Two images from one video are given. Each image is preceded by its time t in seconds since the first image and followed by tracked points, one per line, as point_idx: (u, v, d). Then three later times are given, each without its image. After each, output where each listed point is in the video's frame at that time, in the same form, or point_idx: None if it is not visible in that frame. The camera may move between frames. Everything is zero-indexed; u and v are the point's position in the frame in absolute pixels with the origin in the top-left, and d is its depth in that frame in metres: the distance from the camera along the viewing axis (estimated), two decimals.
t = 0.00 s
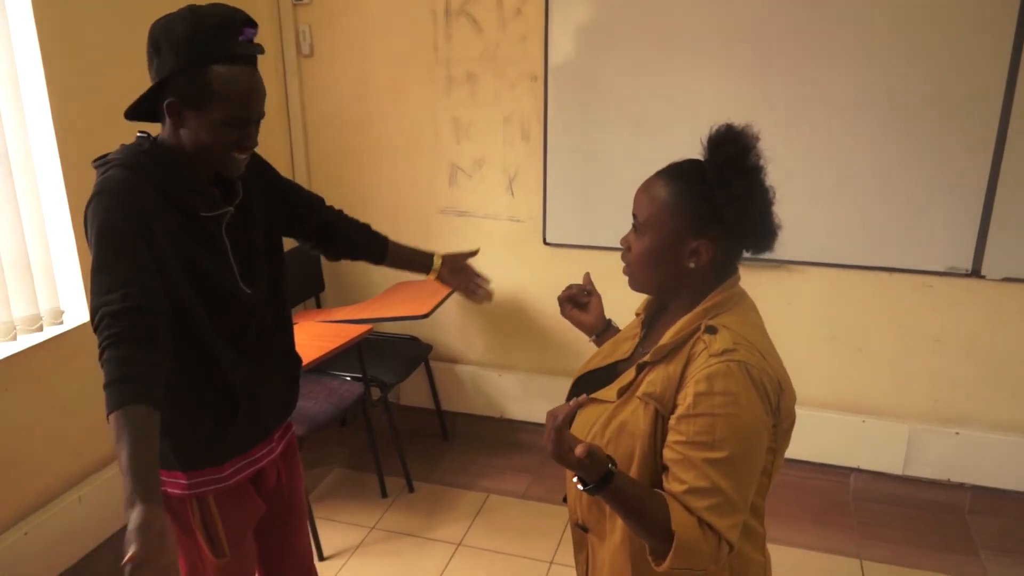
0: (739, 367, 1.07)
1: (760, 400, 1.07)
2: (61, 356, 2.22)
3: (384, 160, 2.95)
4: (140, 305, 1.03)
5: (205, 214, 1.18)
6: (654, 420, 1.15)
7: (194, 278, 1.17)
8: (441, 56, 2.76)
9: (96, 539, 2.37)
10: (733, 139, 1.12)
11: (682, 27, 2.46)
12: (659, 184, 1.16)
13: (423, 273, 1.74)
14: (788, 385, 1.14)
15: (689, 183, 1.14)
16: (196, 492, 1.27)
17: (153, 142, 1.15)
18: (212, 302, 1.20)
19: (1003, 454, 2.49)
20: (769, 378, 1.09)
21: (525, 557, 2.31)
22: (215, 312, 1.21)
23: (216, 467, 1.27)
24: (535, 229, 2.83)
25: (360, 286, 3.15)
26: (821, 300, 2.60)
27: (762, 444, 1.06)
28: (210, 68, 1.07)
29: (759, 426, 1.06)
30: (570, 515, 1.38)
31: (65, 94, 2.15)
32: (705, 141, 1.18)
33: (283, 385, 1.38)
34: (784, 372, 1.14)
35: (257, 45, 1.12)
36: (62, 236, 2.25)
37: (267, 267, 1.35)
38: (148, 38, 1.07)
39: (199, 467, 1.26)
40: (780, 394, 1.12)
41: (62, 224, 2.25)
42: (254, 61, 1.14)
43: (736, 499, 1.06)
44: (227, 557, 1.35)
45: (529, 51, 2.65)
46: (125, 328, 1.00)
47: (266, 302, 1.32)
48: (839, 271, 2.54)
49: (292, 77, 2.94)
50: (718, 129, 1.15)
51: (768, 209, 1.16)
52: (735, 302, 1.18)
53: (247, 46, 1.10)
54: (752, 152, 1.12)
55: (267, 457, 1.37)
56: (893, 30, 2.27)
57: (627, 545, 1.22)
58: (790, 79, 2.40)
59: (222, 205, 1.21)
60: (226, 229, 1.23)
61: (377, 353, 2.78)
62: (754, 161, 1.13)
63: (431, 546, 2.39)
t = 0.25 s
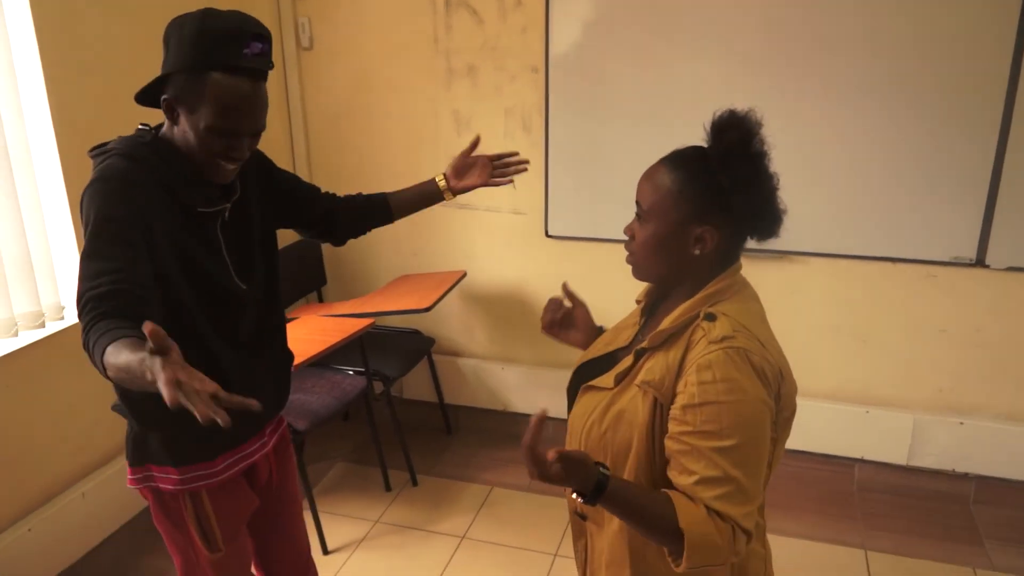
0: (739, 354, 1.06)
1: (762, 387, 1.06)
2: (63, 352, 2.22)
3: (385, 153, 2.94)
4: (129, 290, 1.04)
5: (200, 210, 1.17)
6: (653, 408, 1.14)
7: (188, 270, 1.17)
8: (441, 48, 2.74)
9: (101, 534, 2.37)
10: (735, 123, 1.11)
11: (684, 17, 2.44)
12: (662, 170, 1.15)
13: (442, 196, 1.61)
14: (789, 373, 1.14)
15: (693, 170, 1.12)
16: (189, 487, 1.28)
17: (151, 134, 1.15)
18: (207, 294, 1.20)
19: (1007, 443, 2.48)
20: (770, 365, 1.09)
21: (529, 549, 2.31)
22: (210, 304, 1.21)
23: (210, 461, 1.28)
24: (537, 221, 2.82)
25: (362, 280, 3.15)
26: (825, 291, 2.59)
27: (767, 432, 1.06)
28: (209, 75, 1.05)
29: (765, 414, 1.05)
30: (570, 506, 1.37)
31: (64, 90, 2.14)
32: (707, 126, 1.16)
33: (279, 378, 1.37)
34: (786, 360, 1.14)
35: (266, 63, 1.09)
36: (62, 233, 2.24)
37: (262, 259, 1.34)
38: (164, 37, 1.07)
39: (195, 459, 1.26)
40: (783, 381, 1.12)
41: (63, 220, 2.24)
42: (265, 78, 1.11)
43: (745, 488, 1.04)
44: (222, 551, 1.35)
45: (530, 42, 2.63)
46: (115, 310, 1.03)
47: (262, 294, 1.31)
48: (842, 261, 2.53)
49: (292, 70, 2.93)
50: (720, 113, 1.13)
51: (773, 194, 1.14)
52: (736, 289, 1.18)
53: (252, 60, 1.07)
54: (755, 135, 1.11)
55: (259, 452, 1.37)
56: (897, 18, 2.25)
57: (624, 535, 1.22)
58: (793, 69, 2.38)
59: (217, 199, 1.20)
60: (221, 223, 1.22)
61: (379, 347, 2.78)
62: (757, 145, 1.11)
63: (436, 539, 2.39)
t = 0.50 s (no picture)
0: (747, 359, 1.06)
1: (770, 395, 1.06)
2: (66, 340, 2.23)
3: (391, 147, 2.94)
4: (138, 294, 1.00)
5: (200, 206, 1.17)
6: (659, 410, 1.14)
7: (193, 265, 1.17)
8: (449, 43, 2.74)
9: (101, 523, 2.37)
10: (750, 124, 1.10)
11: (692, 14, 2.43)
12: (676, 170, 1.14)
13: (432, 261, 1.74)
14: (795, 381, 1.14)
15: (708, 170, 1.11)
16: (182, 478, 1.28)
17: (155, 127, 1.16)
18: (211, 289, 1.20)
19: (1011, 449, 2.47)
20: (778, 372, 1.08)
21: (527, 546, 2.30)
22: (210, 301, 1.20)
23: (204, 453, 1.28)
24: (542, 218, 2.81)
25: (366, 274, 3.15)
26: (830, 292, 2.57)
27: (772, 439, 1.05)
28: (199, 75, 1.04)
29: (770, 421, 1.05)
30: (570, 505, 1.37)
31: (71, 79, 2.14)
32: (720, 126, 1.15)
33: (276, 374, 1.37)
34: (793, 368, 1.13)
35: (256, 62, 1.08)
36: (67, 221, 2.25)
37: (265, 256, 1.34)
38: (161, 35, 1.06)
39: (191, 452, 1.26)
40: (789, 388, 1.12)
41: (69, 209, 2.25)
42: (257, 77, 1.09)
43: (742, 496, 1.04)
44: (214, 542, 1.36)
45: (537, 38, 2.63)
46: (122, 312, 0.98)
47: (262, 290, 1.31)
48: (848, 263, 2.52)
49: (299, 63, 2.93)
50: (733, 113, 1.12)
51: (787, 194, 1.14)
52: (745, 292, 1.18)
53: (242, 61, 1.05)
54: (769, 136, 1.10)
55: (253, 444, 1.37)
56: (907, 19, 2.24)
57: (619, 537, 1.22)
58: (801, 69, 2.37)
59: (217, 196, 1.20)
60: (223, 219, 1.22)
61: (382, 341, 2.78)
62: (772, 146, 1.11)
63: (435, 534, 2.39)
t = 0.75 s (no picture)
0: (774, 358, 1.05)
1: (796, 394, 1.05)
2: (96, 334, 2.28)
3: (415, 142, 2.95)
4: (152, 319, 1.07)
5: (221, 214, 1.17)
6: (686, 407, 1.16)
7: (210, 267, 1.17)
8: (472, 37, 2.73)
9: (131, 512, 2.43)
10: (780, 117, 1.07)
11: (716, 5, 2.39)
12: (703, 163, 1.13)
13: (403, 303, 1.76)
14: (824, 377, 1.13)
15: (736, 164, 1.10)
16: (202, 466, 1.30)
17: (181, 132, 1.16)
18: (230, 295, 1.21)
19: None
20: (805, 369, 1.07)
21: (549, 541, 2.31)
22: (236, 303, 1.22)
23: (224, 443, 1.30)
24: (565, 212, 2.80)
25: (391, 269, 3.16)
26: (858, 288, 2.52)
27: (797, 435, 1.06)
28: (218, 84, 1.05)
29: (795, 418, 1.05)
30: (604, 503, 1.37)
31: (99, 78, 2.18)
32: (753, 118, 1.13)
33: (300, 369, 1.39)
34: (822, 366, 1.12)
35: (277, 71, 1.08)
36: (97, 218, 2.30)
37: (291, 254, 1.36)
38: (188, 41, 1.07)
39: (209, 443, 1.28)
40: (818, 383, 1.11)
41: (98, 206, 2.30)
42: (278, 86, 1.10)
43: (762, 492, 1.06)
44: (236, 531, 1.38)
45: (560, 31, 2.61)
46: (135, 342, 1.06)
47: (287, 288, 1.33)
48: (877, 257, 2.47)
49: (324, 59, 2.95)
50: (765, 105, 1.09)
51: (820, 189, 1.11)
52: (775, 287, 1.16)
53: (261, 70, 1.06)
54: (800, 130, 1.07)
55: (273, 435, 1.38)
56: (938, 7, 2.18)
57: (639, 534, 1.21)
58: (829, 60, 2.32)
59: (240, 203, 1.19)
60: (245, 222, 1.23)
61: (406, 336, 2.80)
62: (802, 140, 1.07)
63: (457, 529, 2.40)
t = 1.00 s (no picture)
0: (819, 352, 1.04)
1: (840, 388, 1.04)
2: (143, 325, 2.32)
3: (453, 136, 2.95)
4: (173, 322, 1.12)
5: (254, 212, 1.18)
6: (731, 401, 1.15)
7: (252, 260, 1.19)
8: (512, 30, 2.73)
9: (176, 500, 2.47)
10: (819, 106, 1.04)
11: None
12: (742, 156, 1.10)
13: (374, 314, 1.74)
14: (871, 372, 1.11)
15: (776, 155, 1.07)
16: (243, 455, 1.32)
17: (217, 131, 1.17)
18: (271, 287, 1.22)
19: None
20: (852, 365, 1.06)
21: (588, 535, 2.31)
22: (271, 296, 1.23)
23: (263, 433, 1.32)
24: (604, 206, 2.79)
25: (428, 262, 3.18)
26: (903, 283, 2.49)
27: (840, 431, 1.05)
28: (267, 87, 1.05)
29: (839, 412, 1.04)
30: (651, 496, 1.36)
31: (147, 72, 2.21)
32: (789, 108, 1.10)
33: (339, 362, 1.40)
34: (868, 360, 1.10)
35: (324, 71, 1.09)
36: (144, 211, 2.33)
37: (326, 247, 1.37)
38: (222, 44, 1.08)
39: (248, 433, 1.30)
40: (865, 378, 1.10)
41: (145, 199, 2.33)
42: (323, 86, 1.11)
43: (800, 488, 1.05)
44: (274, 519, 1.39)
45: (601, 24, 2.60)
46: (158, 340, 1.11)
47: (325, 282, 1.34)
48: (923, 252, 2.43)
49: (363, 53, 2.96)
50: (803, 94, 1.07)
51: (866, 176, 1.07)
52: (823, 281, 1.14)
53: (311, 71, 1.07)
54: (840, 117, 1.04)
55: (314, 428, 1.40)
56: None
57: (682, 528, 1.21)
58: (876, 51, 2.28)
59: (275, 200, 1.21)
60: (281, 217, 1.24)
61: (444, 329, 2.81)
62: (844, 127, 1.04)
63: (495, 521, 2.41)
